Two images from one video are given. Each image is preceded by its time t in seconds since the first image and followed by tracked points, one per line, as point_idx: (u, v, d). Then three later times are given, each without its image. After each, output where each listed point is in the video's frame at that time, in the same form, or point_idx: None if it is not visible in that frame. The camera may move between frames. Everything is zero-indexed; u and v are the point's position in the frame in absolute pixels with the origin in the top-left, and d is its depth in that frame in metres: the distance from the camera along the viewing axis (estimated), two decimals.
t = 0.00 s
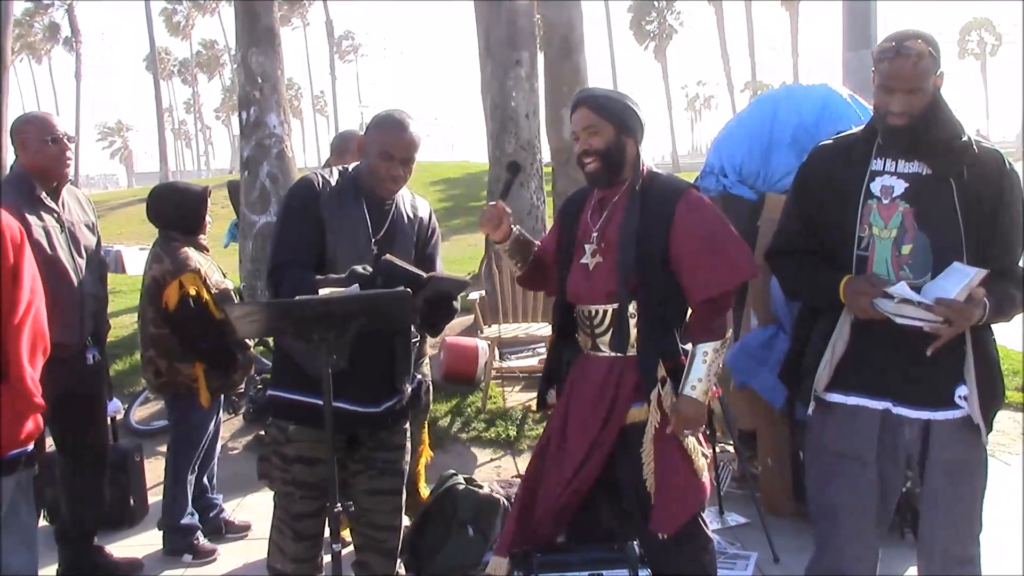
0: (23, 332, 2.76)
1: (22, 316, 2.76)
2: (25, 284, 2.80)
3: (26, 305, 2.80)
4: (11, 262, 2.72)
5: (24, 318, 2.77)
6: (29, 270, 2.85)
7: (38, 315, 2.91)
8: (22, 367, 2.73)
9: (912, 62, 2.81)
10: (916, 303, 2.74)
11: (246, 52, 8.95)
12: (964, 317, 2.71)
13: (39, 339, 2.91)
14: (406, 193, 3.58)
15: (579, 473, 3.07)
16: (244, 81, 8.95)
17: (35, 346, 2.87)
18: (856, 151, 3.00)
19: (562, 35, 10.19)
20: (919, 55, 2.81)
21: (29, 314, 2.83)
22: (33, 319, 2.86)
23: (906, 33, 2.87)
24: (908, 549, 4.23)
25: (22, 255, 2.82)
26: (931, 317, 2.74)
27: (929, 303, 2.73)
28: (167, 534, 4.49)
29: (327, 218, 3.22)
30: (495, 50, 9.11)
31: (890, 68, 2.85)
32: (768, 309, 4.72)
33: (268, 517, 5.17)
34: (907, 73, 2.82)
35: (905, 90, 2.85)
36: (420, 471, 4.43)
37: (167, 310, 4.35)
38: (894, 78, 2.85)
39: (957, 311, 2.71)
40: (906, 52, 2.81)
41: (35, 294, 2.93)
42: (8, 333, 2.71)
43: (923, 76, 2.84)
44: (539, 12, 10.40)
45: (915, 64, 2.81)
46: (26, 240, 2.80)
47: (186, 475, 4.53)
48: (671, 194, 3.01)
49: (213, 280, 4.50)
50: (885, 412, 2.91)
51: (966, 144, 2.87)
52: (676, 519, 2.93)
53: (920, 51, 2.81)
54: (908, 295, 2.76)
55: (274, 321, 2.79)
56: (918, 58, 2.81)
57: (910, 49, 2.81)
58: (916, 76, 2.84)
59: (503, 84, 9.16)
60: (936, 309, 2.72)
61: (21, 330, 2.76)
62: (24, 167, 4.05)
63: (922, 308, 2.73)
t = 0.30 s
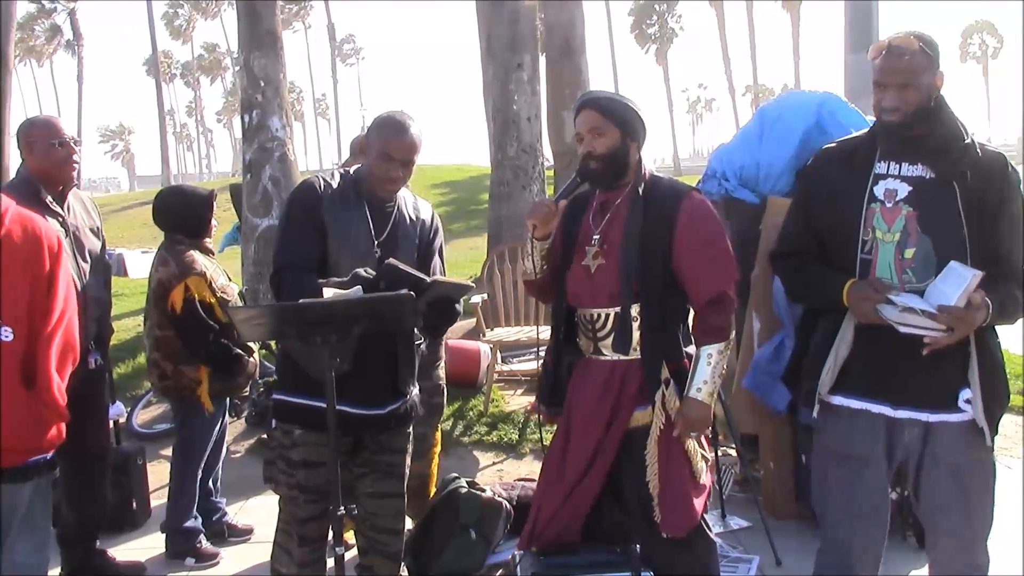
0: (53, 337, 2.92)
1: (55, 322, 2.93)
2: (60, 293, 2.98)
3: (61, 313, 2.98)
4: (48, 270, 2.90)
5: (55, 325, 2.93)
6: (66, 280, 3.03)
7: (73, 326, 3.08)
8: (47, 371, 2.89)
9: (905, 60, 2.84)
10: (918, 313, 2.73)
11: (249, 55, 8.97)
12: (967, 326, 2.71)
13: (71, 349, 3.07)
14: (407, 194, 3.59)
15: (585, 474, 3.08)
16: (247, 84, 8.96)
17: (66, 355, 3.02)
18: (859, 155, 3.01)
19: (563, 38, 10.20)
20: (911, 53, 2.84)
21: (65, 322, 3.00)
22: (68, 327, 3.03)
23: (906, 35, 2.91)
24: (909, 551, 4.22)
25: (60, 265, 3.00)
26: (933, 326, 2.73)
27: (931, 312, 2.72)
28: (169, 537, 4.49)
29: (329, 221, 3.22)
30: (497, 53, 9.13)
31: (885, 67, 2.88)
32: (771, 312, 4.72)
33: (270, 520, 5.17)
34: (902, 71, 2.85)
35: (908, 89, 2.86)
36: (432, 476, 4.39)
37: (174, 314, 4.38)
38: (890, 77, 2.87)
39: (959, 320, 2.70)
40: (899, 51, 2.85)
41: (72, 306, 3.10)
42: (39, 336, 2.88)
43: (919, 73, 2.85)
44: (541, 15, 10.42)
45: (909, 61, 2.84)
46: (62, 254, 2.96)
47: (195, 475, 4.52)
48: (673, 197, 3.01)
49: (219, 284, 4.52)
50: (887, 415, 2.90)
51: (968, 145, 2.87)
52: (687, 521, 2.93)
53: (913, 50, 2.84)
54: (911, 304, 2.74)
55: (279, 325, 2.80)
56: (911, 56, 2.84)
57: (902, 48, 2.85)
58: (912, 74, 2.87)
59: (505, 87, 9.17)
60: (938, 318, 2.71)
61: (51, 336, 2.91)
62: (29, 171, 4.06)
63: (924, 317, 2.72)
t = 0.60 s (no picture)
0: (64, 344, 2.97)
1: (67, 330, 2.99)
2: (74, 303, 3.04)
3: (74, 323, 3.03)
4: (64, 279, 2.98)
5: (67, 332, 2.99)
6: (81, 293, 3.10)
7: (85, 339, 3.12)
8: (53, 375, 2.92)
9: (896, 63, 2.87)
10: (914, 320, 2.74)
11: (247, 61, 8.98)
12: (961, 338, 2.70)
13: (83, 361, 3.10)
14: (398, 197, 3.57)
15: (585, 475, 3.06)
16: (245, 90, 8.97)
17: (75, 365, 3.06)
18: (857, 161, 3.02)
19: (561, 44, 10.22)
20: (902, 56, 2.87)
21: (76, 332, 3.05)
22: (79, 338, 3.07)
23: (900, 39, 2.92)
24: (906, 558, 4.22)
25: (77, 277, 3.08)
26: (928, 336, 2.74)
27: (927, 321, 2.72)
28: (166, 543, 4.48)
29: (323, 225, 3.23)
30: (496, 59, 9.15)
31: (877, 70, 2.91)
32: (767, 318, 4.72)
33: (267, 527, 5.15)
34: (893, 74, 2.87)
35: (898, 90, 2.87)
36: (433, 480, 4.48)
37: (172, 316, 4.35)
38: (883, 79, 2.89)
39: (954, 331, 2.70)
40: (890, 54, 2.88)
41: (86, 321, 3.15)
42: (48, 343, 2.92)
43: (910, 76, 2.87)
44: (539, 21, 10.44)
45: (900, 64, 2.86)
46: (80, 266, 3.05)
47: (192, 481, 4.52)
48: (672, 204, 3.02)
49: (217, 288, 4.51)
50: (884, 421, 2.91)
51: (965, 151, 2.88)
52: (692, 526, 2.94)
53: (905, 53, 2.87)
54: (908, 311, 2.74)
55: (276, 330, 2.80)
56: (902, 58, 2.86)
57: (893, 51, 2.88)
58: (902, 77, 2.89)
59: (503, 93, 9.18)
60: (935, 329, 2.71)
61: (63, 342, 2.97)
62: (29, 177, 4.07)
63: (920, 325, 2.73)
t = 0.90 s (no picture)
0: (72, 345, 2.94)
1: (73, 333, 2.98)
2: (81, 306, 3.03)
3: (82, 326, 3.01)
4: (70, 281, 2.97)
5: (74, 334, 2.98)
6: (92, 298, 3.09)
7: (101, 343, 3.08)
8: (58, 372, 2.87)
9: (886, 65, 2.88)
10: (912, 330, 2.74)
11: (245, 65, 8.99)
12: (956, 350, 2.71)
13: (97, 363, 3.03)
14: (390, 199, 3.54)
15: (583, 481, 3.06)
16: (243, 94, 8.98)
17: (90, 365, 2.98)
18: (855, 165, 3.03)
19: (559, 49, 10.24)
20: (891, 57, 2.88)
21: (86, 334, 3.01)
22: (93, 338, 3.03)
23: (887, 42, 2.93)
24: (905, 562, 4.22)
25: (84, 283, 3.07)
26: (924, 345, 2.75)
27: (925, 331, 2.73)
28: (163, 547, 4.47)
29: (314, 228, 3.22)
30: (493, 63, 9.16)
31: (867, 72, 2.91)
32: (766, 322, 4.73)
33: (265, 532, 5.14)
34: (883, 75, 2.88)
35: (889, 91, 2.88)
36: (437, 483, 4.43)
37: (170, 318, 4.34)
38: (872, 81, 2.90)
39: (950, 342, 2.70)
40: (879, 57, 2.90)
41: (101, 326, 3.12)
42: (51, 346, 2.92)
43: (900, 77, 2.87)
44: (538, 26, 10.47)
45: (889, 66, 2.87)
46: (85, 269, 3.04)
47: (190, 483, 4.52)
48: (671, 209, 3.03)
49: (216, 290, 4.49)
50: (882, 425, 2.91)
51: (962, 153, 2.88)
52: (686, 530, 2.95)
53: (894, 55, 2.88)
54: (906, 321, 2.75)
55: (271, 335, 2.78)
56: (891, 60, 2.87)
57: (882, 53, 2.89)
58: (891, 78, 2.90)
59: (501, 97, 9.19)
60: (933, 339, 2.72)
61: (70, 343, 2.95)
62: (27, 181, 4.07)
63: (918, 335, 2.73)
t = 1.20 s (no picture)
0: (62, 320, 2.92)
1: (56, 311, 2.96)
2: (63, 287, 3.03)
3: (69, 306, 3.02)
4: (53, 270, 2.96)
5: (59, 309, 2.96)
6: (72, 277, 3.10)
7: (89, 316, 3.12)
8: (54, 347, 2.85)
9: (879, 65, 2.89)
10: (903, 341, 2.74)
11: (244, 67, 8.99)
12: (948, 362, 2.70)
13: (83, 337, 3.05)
14: (385, 199, 3.54)
15: (581, 484, 3.07)
16: (241, 96, 8.98)
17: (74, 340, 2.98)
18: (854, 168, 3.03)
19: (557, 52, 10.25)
20: (882, 57, 2.89)
21: (76, 305, 3.03)
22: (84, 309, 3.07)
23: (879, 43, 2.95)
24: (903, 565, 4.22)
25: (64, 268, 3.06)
26: (916, 356, 2.75)
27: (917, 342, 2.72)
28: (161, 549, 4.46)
29: (304, 229, 3.22)
30: (492, 66, 9.18)
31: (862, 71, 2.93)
32: (764, 325, 4.73)
33: (263, 533, 5.14)
34: (874, 75, 2.89)
35: (882, 89, 2.89)
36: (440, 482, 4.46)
37: (167, 314, 4.33)
38: (865, 79, 2.91)
39: (942, 355, 2.69)
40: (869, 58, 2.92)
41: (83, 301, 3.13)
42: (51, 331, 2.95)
43: (893, 77, 2.88)
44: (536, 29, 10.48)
45: (882, 65, 2.88)
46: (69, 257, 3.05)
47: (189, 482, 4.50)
48: (666, 211, 3.04)
49: (215, 289, 4.50)
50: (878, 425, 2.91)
51: (957, 152, 2.87)
52: (681, 534, 2.92)
53: (886, 54, 2.89)
54: (898, 333, 2.75)
55: (268, 336, 2.80)
56: (883, 59, 2.89)
57: (874, 54, 2.91)
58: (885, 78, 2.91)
59: (499, 99, 9.19)
60: (926, 350, 2.71)
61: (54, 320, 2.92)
62: (26, 181, 4.07)
63: (909, 346, 2.73)
